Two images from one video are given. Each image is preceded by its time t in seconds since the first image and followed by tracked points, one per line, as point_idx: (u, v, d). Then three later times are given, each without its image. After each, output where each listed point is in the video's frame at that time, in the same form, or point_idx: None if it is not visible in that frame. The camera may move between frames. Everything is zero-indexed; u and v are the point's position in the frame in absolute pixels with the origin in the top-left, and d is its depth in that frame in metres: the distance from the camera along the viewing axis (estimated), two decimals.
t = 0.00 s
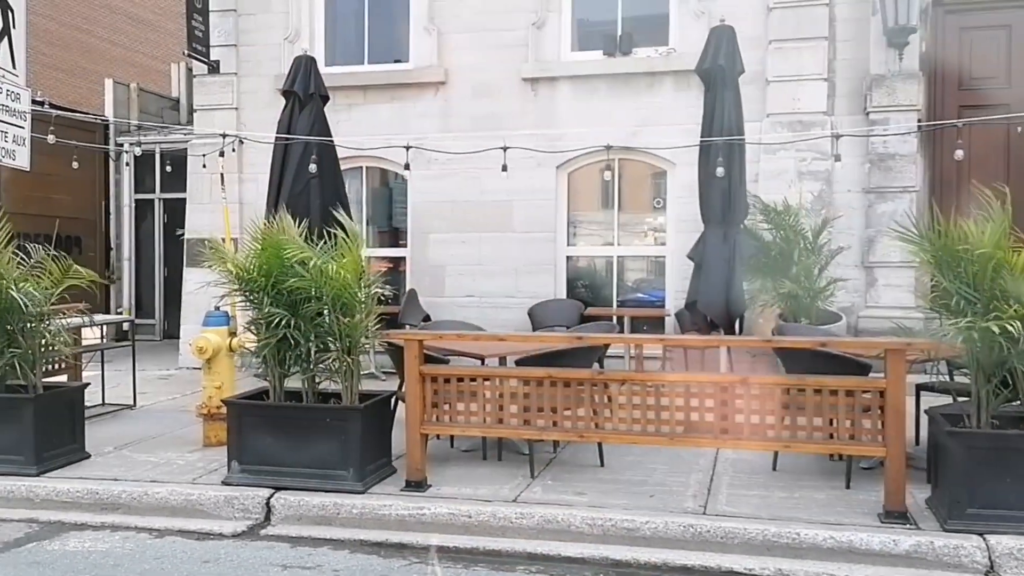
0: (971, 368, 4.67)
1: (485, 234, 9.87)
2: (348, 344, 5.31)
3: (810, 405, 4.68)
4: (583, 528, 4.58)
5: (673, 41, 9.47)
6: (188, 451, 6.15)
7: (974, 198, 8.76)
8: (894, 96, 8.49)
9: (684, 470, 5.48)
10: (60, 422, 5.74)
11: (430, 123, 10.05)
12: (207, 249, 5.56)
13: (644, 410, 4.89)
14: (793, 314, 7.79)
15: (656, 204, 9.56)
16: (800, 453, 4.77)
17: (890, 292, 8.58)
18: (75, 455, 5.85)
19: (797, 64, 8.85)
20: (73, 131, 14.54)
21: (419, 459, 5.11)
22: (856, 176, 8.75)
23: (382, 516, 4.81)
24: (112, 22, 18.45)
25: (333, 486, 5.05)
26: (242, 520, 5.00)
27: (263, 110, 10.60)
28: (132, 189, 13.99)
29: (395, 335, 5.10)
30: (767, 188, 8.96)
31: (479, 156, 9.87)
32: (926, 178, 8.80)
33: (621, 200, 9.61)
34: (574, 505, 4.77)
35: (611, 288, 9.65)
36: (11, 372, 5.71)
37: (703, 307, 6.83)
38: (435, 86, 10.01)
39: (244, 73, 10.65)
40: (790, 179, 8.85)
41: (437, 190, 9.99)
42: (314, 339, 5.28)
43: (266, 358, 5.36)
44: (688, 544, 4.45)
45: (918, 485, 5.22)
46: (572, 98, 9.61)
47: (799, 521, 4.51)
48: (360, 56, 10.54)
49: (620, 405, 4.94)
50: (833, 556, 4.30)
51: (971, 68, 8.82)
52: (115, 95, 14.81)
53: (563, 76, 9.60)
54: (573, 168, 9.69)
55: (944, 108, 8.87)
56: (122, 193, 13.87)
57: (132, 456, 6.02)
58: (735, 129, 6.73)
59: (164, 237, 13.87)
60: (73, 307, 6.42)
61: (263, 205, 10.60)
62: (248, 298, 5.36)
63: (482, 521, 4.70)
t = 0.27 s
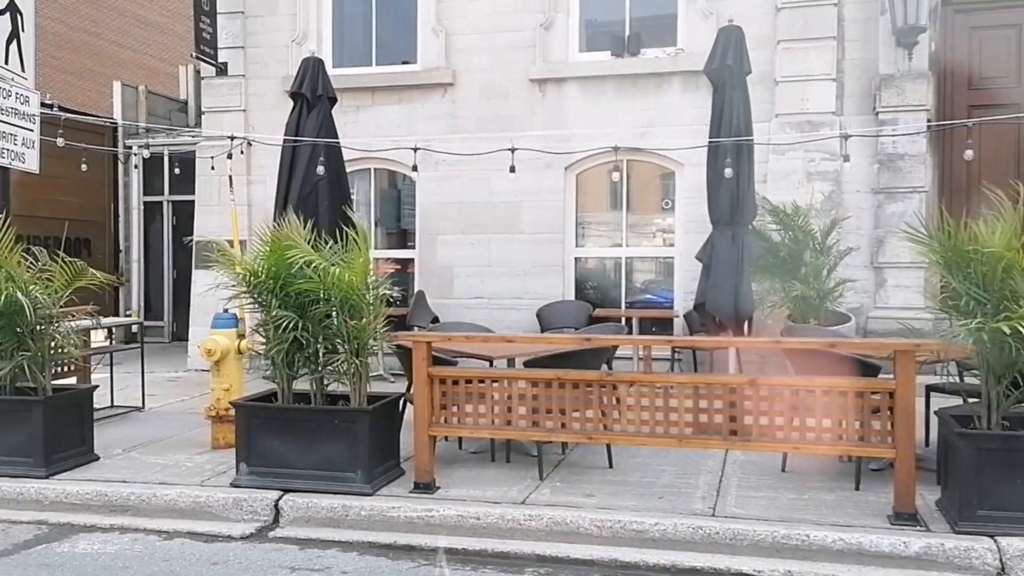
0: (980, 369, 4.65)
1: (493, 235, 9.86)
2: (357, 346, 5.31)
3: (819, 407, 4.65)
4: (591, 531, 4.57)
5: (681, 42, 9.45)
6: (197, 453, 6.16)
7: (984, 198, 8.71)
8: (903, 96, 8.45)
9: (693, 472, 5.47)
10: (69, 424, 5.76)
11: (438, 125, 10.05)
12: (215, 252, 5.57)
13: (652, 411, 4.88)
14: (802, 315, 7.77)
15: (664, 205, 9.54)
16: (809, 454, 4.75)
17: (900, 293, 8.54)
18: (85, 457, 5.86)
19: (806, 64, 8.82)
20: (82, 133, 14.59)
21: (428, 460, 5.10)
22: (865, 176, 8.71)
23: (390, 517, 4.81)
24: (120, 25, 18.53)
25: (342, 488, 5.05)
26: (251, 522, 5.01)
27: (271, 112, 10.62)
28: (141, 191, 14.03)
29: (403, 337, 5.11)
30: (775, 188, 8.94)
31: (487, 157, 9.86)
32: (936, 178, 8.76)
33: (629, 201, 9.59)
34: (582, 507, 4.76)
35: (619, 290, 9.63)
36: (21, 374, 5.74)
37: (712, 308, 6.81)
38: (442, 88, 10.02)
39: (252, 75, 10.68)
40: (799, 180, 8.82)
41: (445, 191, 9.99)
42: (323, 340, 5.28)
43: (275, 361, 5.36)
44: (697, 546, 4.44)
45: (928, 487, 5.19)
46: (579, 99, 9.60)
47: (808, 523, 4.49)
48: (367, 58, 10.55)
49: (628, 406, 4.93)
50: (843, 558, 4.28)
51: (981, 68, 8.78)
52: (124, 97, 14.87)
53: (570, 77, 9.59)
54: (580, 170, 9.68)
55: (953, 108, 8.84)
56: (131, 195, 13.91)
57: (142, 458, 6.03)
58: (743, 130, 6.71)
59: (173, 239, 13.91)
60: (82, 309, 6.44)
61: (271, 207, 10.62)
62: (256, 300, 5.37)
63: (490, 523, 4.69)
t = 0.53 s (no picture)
0: (982, 369, 4.65)
1: (494, 237, 9.87)
2: (359, 348, 5.32)
3: (821, 407, 4.65)
4: (593, 532, 4.58)
5: (681, 43, 9.46)
6: (199, 455, 6.17)
7: (985, 198, 8.71)
8: (904, 96, 8.45)
9: (695, 472, 5.47)
10: (71, 427, 5.76)
11: (439, 127, 10.06)
12: (217, 254, 5.58)
13: (654, 412, 4.88)
14: (803, 316, 7.76)
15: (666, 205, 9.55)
16: (811, 455, 4.75)
17: (901, 293, 8.54)
18: (87, 460, 5.87)
19: (806, 65, 8.82)
20: (84, 136, 14.62)
21: (430, 462, 5.11)
22: (866, 176, 8.71)
23: (392, 519, 4.81)
24: (122, 28, 18.57)
25: (344, 490, 5.06)
26: (253, 524, 5.01)
27: (272, 114, 10.63)
28: (142, 193, 14.05)
29: (404, 339, 5.11)
30: (776, 189, 8.94)
31: (488, 159, 9.87)
32: (936, 178, 8.76)
33: (630, 202, 9.60)
34: (584, 509, 4.76)
35: (621, 290, 9.64)
36: (23, 377, 5.74)
37: (714, 309, 6.80)
38: (443, 90, 10.03)
39: (253, 78, 10.69)
40: (800, 180, 8.83)
41: (446, 193, 10.00)
42: (325, 342, 5.29)
43: (277, 362, 5.37)
44: (700, 547, 4.44)
45: (930, 487, 5.19)
46: (580, 101, 9.61)
47: (810, 523, 4.49)
48: (368, 60, 10.57)
49: (630, 407, 4.94)
50: (845, 559, 4.28)
51: (981, 67, 8.78)
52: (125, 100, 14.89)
53: (571, 79, 9.60)
54: (581, 171, 9.68)
55: (954, 108, 8.84)
56: (133, 198, 13.93)
57: (144, 461, 6.04)
58: (743, 131, 6.72)
59: (174, 241, 13.92)
60: (83, 311, 6.45)
61: (272, 209, 10.64)
62: (258, 302, 5.38)
63: (492, 524, 4.69)
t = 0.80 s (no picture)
0: (982, 371, 4.67)
1: (494, 243, 9.90)
2: (361, 355, 5.33)
3: (822, 410, 4.67)
4: (597, 537, 4.59)
5: (679, 48, 9.49)
6: (202, 464, 6.18)
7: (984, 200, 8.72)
8: (901, 99, 8.48)
9: (697, 476, 5.47)
10: (75, 437, 5.78)
11: (438, 134, 10.10)
12: (219, 264, 5.60)
13: (655, 417, 4.90)
14: (803, 319, 7.75)
15: (665, 210, 9.57)
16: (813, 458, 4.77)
17: (901, 295, 8.55)
18: (90, 470, 5.88)
19: (803, 69, 8.86)
20: (85, 147, 14.66)
21: (433, 469, 5.11)
22: (865, 179, 8.73)
23: (396, 526, 4.83)
24: (122, 39, 18.65)
25: (347, 497, 5.07)
26: (257, 532, 5.03)
27: (272, 123, 10.67)
28: (144, 204, 14.09)
29: (406, 346, 5.13)
30: (775, 193, 8.95)
31: (487, 166, 9.90)
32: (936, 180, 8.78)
33: (630, 207, 9.62)
34: (587, 513, 4.77)
35: (621, 295, 9.65)
36: (26, 388, 5.76)
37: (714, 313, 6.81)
38: (443, 97, 10.06)
39: (253, 87, 10.73)
40: (800, 184, 8.85)
41: (446, 200, 10.03)
42: (327, 350, 5.29)
43: (279, 371, 5.38)
44: (702, 551, 4.45)
45: (932, 489, 5.20)
46: (579, 107, 9.65)
47: (813, 526, 4.50)
48: (368, 68, 10.61)
49: (631, 412, 4.95)
50: (848, 561, 4.29)
51: (978, 70, 8.81)
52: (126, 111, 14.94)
53: (569, 85, 9.63)
54: (581, 176, 9.70)
55: (952, 111, 8.86)
56: (134, 208, 13.97)
57: (147, 470, 6.06)
58: (741, 136, 6.74)
59: (176, 251, 13.95)
60: (87, 322, 6.47)
61: (273, 218, 10.67)
62: (260, 311, 5.40)
63: (495, 530, 4.70)
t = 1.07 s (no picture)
0: (985, 378, 4.65)
1: (496, 249, 9.88)
2: (362, 362, 5.31)
3: (825, 416, 4.64)
4: (599, 544, 4.56)
5: (680, 54, 9.49)
6: (202, 471, 6.16)
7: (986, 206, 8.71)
8: (903, 105, 8.47)
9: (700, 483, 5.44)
10: (74, 444, 5.76)
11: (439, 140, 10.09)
12: (220, 269, 5.59)
13: (657, 423, 4.88)
14: (807, 325, 7.76)
15: (667, 216, 9.56)
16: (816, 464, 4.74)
17: (904, 301, 8.53)
18: (89, 477, 5.86)
19: (805, 75, 8.85)
20: (86, 153, 14.67)
21: (433, 476, 5.09)
22: (867, 185, 8.72)
23: (397, 533, 4.80)
24: (124, 46, 18.68)
25: (348, 504, 5.05)
26: (258, 539, 5.00)
27: (273, 129, 10.67)
28: (144, 210, 14.08)
29: (407, 352, 5.12)
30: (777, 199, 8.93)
31: (488, 172, 9.89)
32: (938, 186, 8.76)
33: (632, 213, 9.61)
34: (589, 520, 4.74)
35: (623, 301, 9.63)
36: (25, 395, 5.74)
37: (716, 320, 6.78)
38: (443, 103, 10.07)
39: (254, 93, 10.74)
40: (801, 190, 8.83)
41: (447, 206, 10.02)
42: (328, 357, 5.27)
43: (280, 377, 5.36)
44: (705, 558, 4.42)
45: (936, 496, 5.17)
46: (580, 113, 9.64)
47: (816, 533, 4.47)
48: (369, 75, 10.61)
49: (633, 418, 4.93)
50: (851, 568, 4.26)
51: (980, 75, 8.80)
52: (127, 117, 14.95)
53: (570, 91, 9.63)
54: (582, 182, 9.69)
55: (954, 116, 8.85)
56: (134, 214, 13.96)
57: (147, 477, 6.03)
58: (743, 141, 6.72)
59: (177, 257, 13.94)
60: (87, 328, 6.46)
61: (274, 224, 10.66)
62: (260, 317, 5.38)
63: (497, 537, 4.67)
